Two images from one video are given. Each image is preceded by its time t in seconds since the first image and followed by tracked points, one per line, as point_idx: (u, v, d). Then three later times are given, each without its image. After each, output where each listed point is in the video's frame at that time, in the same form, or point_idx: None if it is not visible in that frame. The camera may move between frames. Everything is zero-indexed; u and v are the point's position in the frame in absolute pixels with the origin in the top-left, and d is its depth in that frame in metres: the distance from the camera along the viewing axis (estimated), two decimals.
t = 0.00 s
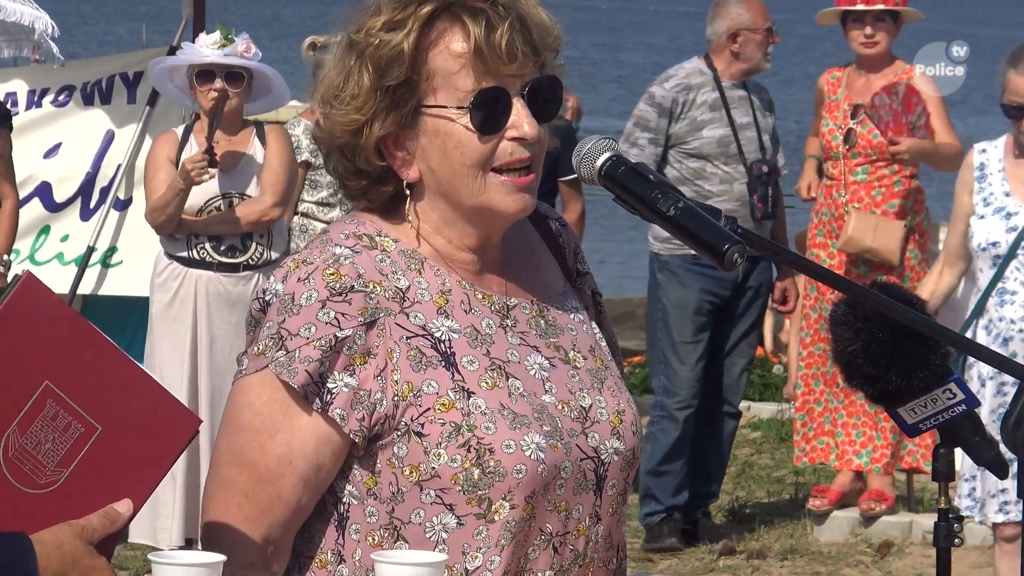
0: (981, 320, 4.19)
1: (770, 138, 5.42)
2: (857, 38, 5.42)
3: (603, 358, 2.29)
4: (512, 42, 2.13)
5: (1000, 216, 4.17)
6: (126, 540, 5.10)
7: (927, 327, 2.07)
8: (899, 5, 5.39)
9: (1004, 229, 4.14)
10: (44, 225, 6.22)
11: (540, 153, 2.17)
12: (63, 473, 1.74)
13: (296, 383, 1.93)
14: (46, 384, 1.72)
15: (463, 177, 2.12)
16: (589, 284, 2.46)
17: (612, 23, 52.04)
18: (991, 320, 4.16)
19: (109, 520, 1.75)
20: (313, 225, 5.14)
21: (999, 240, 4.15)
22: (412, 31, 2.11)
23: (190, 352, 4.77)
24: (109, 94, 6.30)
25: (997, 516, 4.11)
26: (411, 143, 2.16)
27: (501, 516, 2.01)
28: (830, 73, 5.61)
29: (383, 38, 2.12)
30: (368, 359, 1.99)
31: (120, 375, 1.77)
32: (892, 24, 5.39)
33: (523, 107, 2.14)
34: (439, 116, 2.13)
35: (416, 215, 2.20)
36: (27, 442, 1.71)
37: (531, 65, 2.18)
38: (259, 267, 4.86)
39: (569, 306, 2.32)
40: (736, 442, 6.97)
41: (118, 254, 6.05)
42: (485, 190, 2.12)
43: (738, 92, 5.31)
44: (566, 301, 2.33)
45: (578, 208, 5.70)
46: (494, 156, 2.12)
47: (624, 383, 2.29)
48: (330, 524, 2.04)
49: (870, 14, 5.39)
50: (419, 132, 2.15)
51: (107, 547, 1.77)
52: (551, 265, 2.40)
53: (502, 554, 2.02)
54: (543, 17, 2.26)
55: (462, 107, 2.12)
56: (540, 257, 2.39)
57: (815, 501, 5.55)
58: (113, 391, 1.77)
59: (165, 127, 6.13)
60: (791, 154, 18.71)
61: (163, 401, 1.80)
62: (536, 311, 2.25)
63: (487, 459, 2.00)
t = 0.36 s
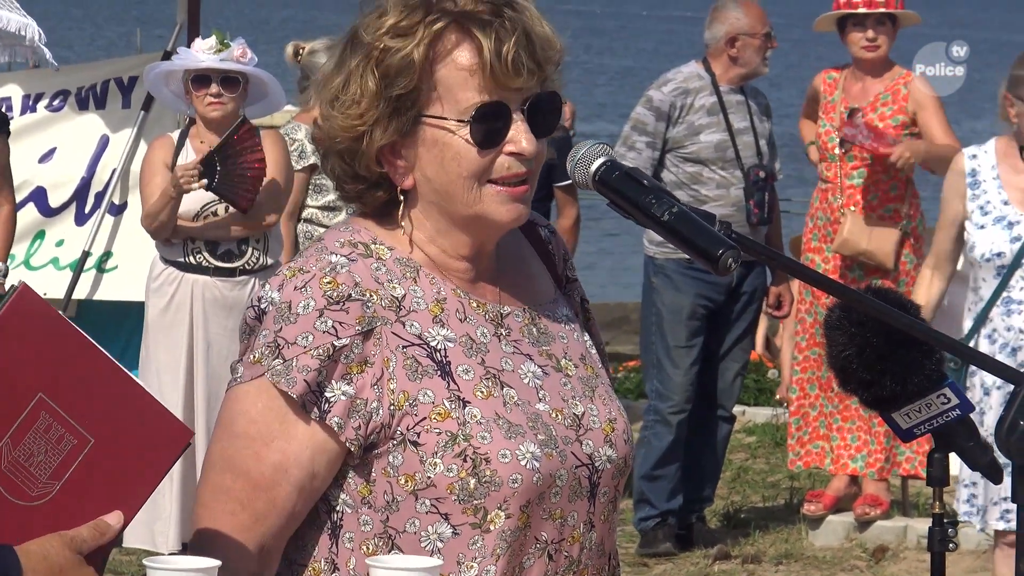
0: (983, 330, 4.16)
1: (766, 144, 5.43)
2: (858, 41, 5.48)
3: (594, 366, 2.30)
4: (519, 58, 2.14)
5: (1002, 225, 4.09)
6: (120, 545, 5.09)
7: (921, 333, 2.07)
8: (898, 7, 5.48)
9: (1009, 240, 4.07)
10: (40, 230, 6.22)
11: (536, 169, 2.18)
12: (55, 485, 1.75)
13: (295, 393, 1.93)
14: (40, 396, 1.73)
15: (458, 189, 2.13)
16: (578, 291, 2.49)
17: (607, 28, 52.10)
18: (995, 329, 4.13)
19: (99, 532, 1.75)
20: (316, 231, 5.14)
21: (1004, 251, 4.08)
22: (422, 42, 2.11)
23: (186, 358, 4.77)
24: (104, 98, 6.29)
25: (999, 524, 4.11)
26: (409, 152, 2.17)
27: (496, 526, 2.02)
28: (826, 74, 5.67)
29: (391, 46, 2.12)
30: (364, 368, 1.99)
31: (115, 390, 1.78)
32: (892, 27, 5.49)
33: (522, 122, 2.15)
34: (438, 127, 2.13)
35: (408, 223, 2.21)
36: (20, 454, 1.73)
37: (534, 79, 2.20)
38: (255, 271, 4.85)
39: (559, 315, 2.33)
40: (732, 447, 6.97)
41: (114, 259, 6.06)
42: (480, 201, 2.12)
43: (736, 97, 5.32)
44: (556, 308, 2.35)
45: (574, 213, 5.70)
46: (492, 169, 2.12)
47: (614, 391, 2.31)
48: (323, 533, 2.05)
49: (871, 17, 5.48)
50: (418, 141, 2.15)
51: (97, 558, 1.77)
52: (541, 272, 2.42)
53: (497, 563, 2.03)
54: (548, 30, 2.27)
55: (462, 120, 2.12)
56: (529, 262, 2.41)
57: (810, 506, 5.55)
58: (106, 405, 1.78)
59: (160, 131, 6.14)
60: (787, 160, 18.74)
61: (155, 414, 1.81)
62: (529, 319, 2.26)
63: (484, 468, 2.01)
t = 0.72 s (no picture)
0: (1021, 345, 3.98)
1: (758, 154, 5.43)
2: (850, 52, 5.53)
3: (578, 370, 2.33)
4: (505, 65, 2.16)
5: None
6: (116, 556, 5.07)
7: (914, 344, 2.07)
8: (890, 20, 5.55)
9: None
10: (35, 241, 6.21)
11: (524, 179, 2.19)
12: (46, 497, 1.76)
13: (291, 401, 1.92)
14: (32, 408, 1.73)
15: (449, 198, 2.14)
16: (556, 297, 2.52)
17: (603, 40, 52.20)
18: None
19: (90, 543, 1.76)
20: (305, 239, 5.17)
21: None
22: (399, 48, 2.12)
23: (183, 367, 4.76)
24: (99, 109, 6.29)
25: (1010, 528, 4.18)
26: (395, 163, 2.18)
27: (495, 529, 2.02)
28: (824, 85, 5.66)
29: (371, 56, 2.13)
30: (359, 375, 1.99)
31: (107, 399, 1.79)
32: (884, 39, 5.52)
33: (508, 131, 2.16)
34: (424, 138, 2.14)
35: (398, 237, 2.20)
36: (11, 465, 1.73)
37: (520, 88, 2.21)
38: (252, 282, 4.87)
39: (543, 321, 2.37)
40: (726, 458, 6.97)
41: (108, 270, 6.07)
42: (472, 210, 2.13)
43: (727, 108, 5.33)
44: (537, 314, 2.38)
45: (569, 224, 5.70)
46: (482, 181, 2.13)
47: (600, 394, 2.34)
48: (320, 543, 2.05)
49: (863, 28, 5.51)
50: (404, 152, 2.16)
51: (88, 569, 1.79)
52: (522, 283, 2.44)
53: (497, 566, 2.03)
54: (529, 40, 2.30)
55: (449, 131, 2.13)
56: (509, 275, 2.43)
57: (805, 517, 5.53)
58: (99, 416, 1.78)
59: (155, 142, 6.18)
60: (783, 173, 18.79)
61: (146, 425, 1.81)
62: (516, 325, 2.28)
63: (481, 471, 2.01)
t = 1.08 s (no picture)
0: None
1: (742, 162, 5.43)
2: (852, 61, 5.56)
3: (574, 378, 2.34)
4: (506, 80, 2.18)
5: None
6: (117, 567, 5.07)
7: (913, 355, 2.07)
8: (892, 30, 5.59)
9: None
10: (35, 252, 6.23)
11: (520, 190, 2.20)
12: (43, 508, 1.76)
13: (296, 415, 1.92)
14: (30, 420, 1.73)
15: (446, 211, 2.14)
16: (544, 306, 2.52)
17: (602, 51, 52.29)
18: None
19: (87, 556, 1.77)
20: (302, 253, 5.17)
21: None
22: (399, 61, 2.13)
23: (184, 379, 4.78)
24: (98, 120, 6.29)
25: None
26: (392, 174, 2.18)
27: (502, 538, 2.03)
28: (820, 97, 5.68)
29: (369, 66, 2.13)
30: (363, 388, 1.99)
31: (106, 412, 1.79)
32: (885, 49, 5.58)
33: (508, 143, 2.17)
34: (422, 150, 2.14)
35: (391, 247, 2.22)
36: (8, 476, 1.73)
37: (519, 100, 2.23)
38: (251, 292, 4.86)
39: (536, 330, 2.38)
40: (725, 469, 6.97)
41: (108, 280, 6.08)
42: (469, 221, 2.14)
43: (709, 117, 5.33)
44: (530, 322, 2.39)
45: (567, 235, 5.70)
46: (478, 193, 2.14)
47: (596, 402, 2.35)
48: (325, 556, 2.04)
49: (865, 38, 5.57)
50: (402, 163, 2.16)
51: None
52: (513, 293, 2.44)
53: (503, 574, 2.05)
54: (529, 54, 2.32)
55: (446, 143, 2.13)
56: (501, 284, 2.44)
57: (803, 528, 5.53)
58: (97, 428, 1.78)
59: (154, 153, 6.15)
60: (782, 183, 18.81)
61: (144, 438, 1.81)
62: (513, 334, 2.29)
63: (488, 481, 2.01)
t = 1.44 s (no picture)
0: None
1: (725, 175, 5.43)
2: (852, 78, 5.56)
3: (570, 395, 2.35)
4: (509, 93, 2.20)
5: None
6: None
7: (909, 368, 2.07)
8: (891, 46, 5.62)
9: None
10: (33, 265, 6.22)
11: (522, 203, 2.21)
12: (43, 522, 1.79)
13: (294, 433, 1.92)
14: (30, 433, 1.77)
15: (449, 224, 2.16)
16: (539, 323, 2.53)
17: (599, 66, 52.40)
18: None
19: (87, 570, 1.79)
20: (302, 269, 5.21)
21: None
22: (404, 76, 2.14)
23: (183, 393, 4.77)
24: (97, 134, 6.32)
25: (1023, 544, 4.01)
26: (395, 188, 2.19)
27: (501, 554, 2.03)
28: (819, 111, 5.67)
29: (373, 81, 2.14)
30: (360, 406, 1.99)
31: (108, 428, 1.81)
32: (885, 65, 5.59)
33: (510, 156, 2.19)
34: (425, 163, 2.16)
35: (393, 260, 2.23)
36: (9, 489, 1.78)
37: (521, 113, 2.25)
38: (248, 306, 4.88)
39: (531, 348, 2.40)
40: (723, 483, 6.96)
41: (107, 294, 6.07)
42: (470, 235, 2.16)
43: (690, 131, 5.35)
44: (525, 340, 2.40)
45: (565, 250, 5.71)
46: (481, 205, 2.15)
47: (591, 419, 2.36)
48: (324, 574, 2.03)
49: (865, 54, 5.59)
50: (404, 177, 2.18)
51: None
52: (509, 311, 2.46)
53: None
54: (531, 68, 2.34)
55: (450, 155, 2.15)
56: (496, 301, 2.45)
57: (802, 543, 5.54)
58: (97, 443, 1.80)
59: (153, 166, 6.18)
60: (777, 198, 18.84)
61: (144, 452, 1.82)
62: (508, 351, 2.30)
63: (486, 498, 2.02)
